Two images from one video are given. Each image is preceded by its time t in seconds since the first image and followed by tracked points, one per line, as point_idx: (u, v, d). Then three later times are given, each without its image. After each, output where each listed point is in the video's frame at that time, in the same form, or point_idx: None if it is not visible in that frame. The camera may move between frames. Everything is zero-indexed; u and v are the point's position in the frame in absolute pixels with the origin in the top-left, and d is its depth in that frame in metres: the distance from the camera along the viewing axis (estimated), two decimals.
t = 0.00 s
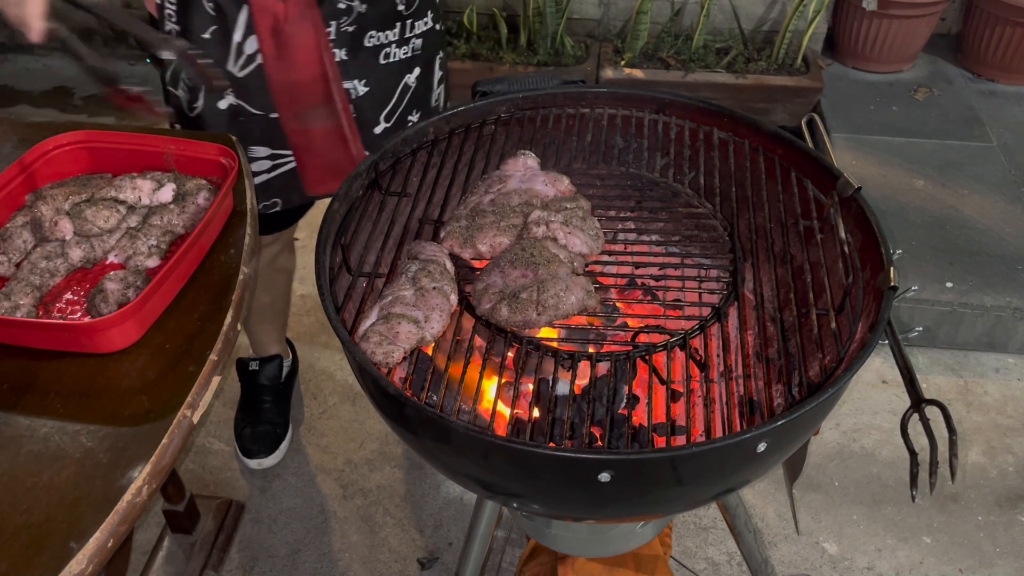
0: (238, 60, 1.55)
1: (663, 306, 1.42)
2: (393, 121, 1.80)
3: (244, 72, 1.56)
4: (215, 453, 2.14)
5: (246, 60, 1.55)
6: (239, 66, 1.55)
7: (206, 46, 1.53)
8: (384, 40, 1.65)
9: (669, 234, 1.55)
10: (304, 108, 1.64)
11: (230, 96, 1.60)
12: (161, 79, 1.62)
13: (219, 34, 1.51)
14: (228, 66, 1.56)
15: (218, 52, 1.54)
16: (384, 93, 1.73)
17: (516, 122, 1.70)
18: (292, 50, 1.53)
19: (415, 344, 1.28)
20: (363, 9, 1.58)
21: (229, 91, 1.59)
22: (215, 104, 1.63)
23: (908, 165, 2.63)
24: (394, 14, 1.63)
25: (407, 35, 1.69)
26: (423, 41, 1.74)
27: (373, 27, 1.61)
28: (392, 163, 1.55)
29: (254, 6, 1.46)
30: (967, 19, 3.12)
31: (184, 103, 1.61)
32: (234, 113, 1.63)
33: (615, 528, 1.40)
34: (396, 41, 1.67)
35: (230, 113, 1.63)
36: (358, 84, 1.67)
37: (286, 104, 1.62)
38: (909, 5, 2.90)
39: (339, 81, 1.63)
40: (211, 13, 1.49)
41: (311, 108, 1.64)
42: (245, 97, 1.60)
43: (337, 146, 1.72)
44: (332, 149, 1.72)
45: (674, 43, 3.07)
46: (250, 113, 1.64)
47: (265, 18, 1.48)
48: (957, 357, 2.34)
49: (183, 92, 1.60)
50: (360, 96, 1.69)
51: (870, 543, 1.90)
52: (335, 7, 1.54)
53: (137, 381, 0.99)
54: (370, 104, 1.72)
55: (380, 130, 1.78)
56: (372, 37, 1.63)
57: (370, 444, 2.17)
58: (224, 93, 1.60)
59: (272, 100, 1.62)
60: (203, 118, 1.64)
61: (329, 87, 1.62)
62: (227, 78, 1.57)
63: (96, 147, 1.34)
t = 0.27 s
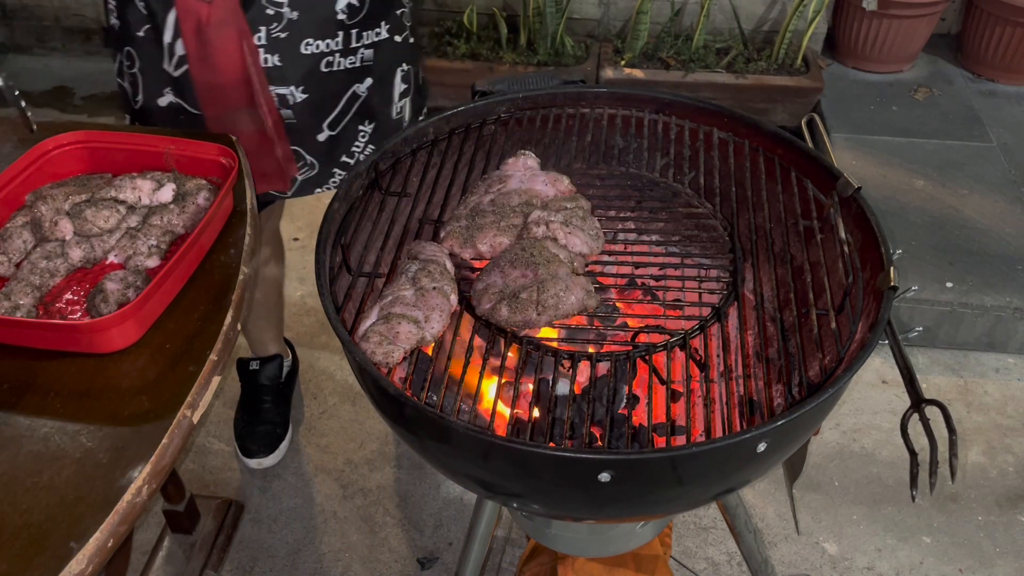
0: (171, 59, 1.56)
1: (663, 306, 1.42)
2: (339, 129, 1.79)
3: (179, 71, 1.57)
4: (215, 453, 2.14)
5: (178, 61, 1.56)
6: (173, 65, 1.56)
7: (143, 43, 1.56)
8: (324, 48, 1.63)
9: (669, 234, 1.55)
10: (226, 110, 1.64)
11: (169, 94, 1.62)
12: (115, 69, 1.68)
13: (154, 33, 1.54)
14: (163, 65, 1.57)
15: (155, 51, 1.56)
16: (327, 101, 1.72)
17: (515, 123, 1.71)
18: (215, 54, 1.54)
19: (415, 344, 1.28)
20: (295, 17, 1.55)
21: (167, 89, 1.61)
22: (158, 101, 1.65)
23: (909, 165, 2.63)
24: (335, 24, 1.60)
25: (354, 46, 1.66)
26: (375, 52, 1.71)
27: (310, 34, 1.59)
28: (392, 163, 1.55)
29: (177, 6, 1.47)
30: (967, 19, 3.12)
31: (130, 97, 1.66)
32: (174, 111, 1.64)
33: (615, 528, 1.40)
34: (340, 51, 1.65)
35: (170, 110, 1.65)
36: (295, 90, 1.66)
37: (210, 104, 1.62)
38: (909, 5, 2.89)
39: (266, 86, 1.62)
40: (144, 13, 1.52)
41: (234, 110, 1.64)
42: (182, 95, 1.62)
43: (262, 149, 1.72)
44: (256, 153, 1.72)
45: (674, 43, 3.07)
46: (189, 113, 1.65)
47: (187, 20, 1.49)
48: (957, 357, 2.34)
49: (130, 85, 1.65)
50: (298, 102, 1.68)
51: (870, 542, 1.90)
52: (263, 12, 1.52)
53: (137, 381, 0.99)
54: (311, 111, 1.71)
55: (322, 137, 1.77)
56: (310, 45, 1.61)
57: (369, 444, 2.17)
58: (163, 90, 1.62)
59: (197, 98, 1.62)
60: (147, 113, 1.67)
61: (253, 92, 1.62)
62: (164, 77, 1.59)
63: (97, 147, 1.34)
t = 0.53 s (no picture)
0: (136, 64, 1.58)
1: (663, 306, 1.42)
2: (308, 130, 1.80)
3: (145, 76, 1.60)
4: (215, 453, 2.15)
5: (143, 66, 1.58)
6: (139, 70, 1.59)
7: (108, 48, 1.58)
8: (288, 51, 1.65)
9: (669, 234, 1.55)
10: (192, 113, 1.66)
11: (137, 98, 1.65)
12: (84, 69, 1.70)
13: (118, 38, 1.55)
14: (129, 70, 1.60)
15: (120, 55, 1.58)
16: (295, 102, 1.73)
17: (515, 123, 1.71)
18: (176, 59, 1.55)
19: (415, 344, 1.28)
20: (255, 20, 1.57)
21: (134, 92, 1.64)
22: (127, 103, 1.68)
23: (908, 165, 2.63)
24: (299, 26, 1.62)
25: (319, 47, 1.68)
26: (341, 53, 1.73)
27: (273, 37, 1.61)
28: (392, 163, 1.55)
29: (137, 14, 1.49)
30: (967, 18, 3.12)
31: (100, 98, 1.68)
32: (143, 113, 1.67)
33: (615, 528, 1.40)
34: (305, 53, 1.67)
35: (139, 112, 1.68)
36: (260, 93, 1.67)
37: (175, 109, 1.64)
38: (909, 5, 2.89)
39: (230, 88, 1.63)
40: (107, 19, 1.53)
41: (200, 112, 1.66)
42: (150, 99, 1.65)
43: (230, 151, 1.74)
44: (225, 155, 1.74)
45: (674, 43, 3.07)
46: (159, 117, 1.68)
47: (147, 26, 1.50)
48: (957, 357, 2.34)
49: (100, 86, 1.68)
50: (264, 105, 1.70)
51: (870, 542, 1.90)
52: (223, 16, 1.54)
53: (138, 381, 0.99)
54: (278, 113, 1.73)
55: (291, 139, 1.79)
56: (273, 48, 1.62)
57: (369, 444, 2.17)
58: (131, 93, 1.64)
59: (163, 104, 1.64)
60: (117, 113, 1.70)
61: (218, 95, 1.63)
62: (131, 81, 1.62)
63: (96, 147, 1.34)
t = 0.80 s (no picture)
0: (125, 70, 1.58)
1: (663, 306, 1.42)
2: (298, 127, 1.80)
3: (134, 82, 1.60)
4: (215, 453, 2.15)
5: (132, 71, 1.58)
6: (128, 75, 1.59)
7: (95, 54, 1.58)
8: (276, 49, 1.65)
9: (669, 234, 1.55)
10: (186, 114, 1.65)
11: (126, 103, 1.65)
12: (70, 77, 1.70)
13: (106, 44, 1.55)
14: (118, 76, 1.60)
15: (108, 61, 1.58)
16: (285, 101, 1.74)
17: (516, 123, 1.71)
18: (167, 62, 1.54)
19: (415, 344, 1.28)
20: (243, 19, 1.57)
21: (123, 98, 1.64)
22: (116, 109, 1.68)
23: (908, 165, 2.63)
24: (285, 23, 1.62)
25: (306, 44, 1.69)
26: (327, 49, 1.75)
27: (261, 36, 1.61)
28: (392, 163, 1.55)
29: (126, 18, 1.47)
30: (967, 18, 3.12)
31: (88, 104, 1.69)
32: (132, 119, 1.68)
33: (615, 528, 1.40)
34: (293, 50, 1.68)
35: (129, 118, 1.68)
36: (251, 93, 1.67)
37: (170, 111, 1.64)
38: (909, 5, 2.89)
39: (222, 89, 1.62)
40: (93, 25, 1.53)
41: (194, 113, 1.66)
42: (139, 103, 1.65)
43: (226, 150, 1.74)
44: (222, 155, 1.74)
45: (674, 43, 3.07)
46: (150, 121, 1.68)
47: (136, 30, 1.49)
48: (957, 357, 2.34)
49: (87, 93, 1.68)
50: (255, 105, 1.70)
51: (870, 542, 1.90)
52: (211, 17, 1.53)
53: (138, 381, 0.99)
54: (269, 113, 1.73)
55: (283, 137, 1.79)
56: (262, 47, 1.63)
57: (369, 444, 2.17)
58: (120, 100, 1.65)
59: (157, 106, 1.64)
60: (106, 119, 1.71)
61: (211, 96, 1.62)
62: (120, 87, 1.62)
63: (96, 147, 1.34)
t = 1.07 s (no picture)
0: (125, 74, 1.58)
1: (663, 306, 1.42)
2: (299, 125, 1.80)
3: (134, 85, 1.60)
4: (215, 453, 2.14)
5: (133, 75, 1.58)
6: (129, 80, 1.59)
7: (95, 59, 1.58)
8: (277, 47, 1.65)
9: (669, 234, 1.55)
10: (188, 116, 1.65)
11: (127, 107, 1.65)
12: (67, 83, 1.70)
13: (106, 49, 1.55)
14: (119, 81, 1.60)
15: (108, 66, 1.58)
16: (285, 100, 1.74)
17: (516, 123, 1.71)
18: (170, 63, 1.54)
19: (415, 344, 1.28)
20: (245, 17, 1.57)
21: (124, 103, 1.65)
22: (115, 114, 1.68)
23: (908, 165, 2.63)
24: (285, 21, 1.63)
25: (305, 41, 1.69)
26: (325, 45, 1.75)
27: (262, 35, 1.61)
28: (392, 163, 1.55)
29: (128, 21, 1.47)
30: (967, 18, 3.12)
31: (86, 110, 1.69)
32: (133, 123, 1.68)
33: (615, 528, 1.40)
34: (292, 48, 1.68)
35: (130, 122, 1.68)
36: (252, 92, 1.68)
37: (172, 112, 1.63)
38: (909, 5, 2.89)
39: (225, 88, 1.62)
40: (93, 29, 1.53)
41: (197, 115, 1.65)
42: (140, 107, 1.65)
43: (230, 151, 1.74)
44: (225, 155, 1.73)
45: (674, 43, 3.07)
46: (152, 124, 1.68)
47: (139, 32, 1.48)
48: (957, 357, 2.34)
49: (86, 98, 1.68)
50: (257, 104, 1.70)
51: (870, 542, 1.90)
52: (213, 17, 1.53)
53: (138, 381, 0.99)
54: (270, 111, 1.73)
55: (284, 136, 1.79)
56: (263, 45, 1.63)
57: (369, 444, 2.17)
58: (120, 104, 1.65)
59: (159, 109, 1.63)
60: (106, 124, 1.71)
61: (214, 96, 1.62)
62: (121, 91, 1.62)
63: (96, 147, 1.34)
